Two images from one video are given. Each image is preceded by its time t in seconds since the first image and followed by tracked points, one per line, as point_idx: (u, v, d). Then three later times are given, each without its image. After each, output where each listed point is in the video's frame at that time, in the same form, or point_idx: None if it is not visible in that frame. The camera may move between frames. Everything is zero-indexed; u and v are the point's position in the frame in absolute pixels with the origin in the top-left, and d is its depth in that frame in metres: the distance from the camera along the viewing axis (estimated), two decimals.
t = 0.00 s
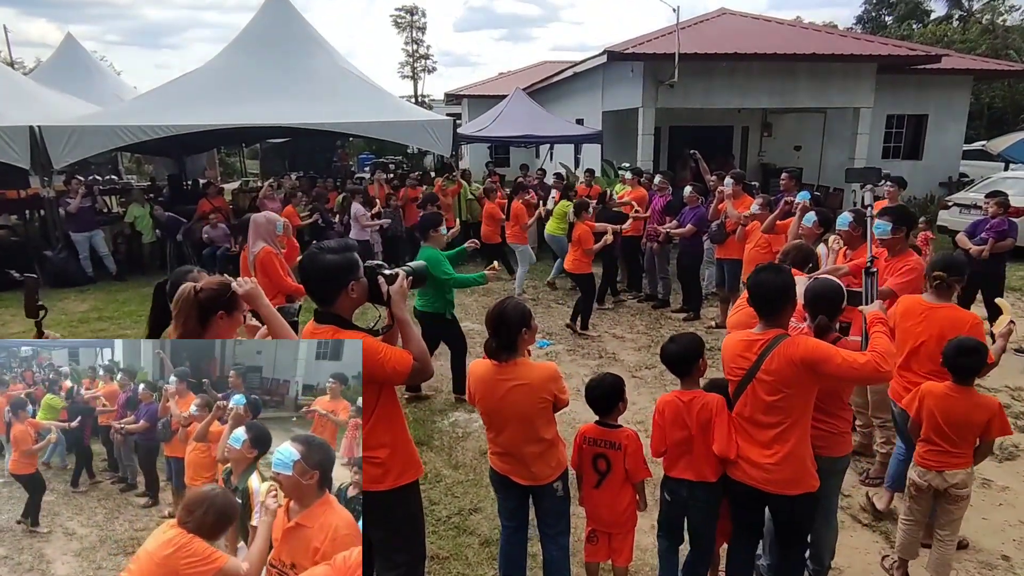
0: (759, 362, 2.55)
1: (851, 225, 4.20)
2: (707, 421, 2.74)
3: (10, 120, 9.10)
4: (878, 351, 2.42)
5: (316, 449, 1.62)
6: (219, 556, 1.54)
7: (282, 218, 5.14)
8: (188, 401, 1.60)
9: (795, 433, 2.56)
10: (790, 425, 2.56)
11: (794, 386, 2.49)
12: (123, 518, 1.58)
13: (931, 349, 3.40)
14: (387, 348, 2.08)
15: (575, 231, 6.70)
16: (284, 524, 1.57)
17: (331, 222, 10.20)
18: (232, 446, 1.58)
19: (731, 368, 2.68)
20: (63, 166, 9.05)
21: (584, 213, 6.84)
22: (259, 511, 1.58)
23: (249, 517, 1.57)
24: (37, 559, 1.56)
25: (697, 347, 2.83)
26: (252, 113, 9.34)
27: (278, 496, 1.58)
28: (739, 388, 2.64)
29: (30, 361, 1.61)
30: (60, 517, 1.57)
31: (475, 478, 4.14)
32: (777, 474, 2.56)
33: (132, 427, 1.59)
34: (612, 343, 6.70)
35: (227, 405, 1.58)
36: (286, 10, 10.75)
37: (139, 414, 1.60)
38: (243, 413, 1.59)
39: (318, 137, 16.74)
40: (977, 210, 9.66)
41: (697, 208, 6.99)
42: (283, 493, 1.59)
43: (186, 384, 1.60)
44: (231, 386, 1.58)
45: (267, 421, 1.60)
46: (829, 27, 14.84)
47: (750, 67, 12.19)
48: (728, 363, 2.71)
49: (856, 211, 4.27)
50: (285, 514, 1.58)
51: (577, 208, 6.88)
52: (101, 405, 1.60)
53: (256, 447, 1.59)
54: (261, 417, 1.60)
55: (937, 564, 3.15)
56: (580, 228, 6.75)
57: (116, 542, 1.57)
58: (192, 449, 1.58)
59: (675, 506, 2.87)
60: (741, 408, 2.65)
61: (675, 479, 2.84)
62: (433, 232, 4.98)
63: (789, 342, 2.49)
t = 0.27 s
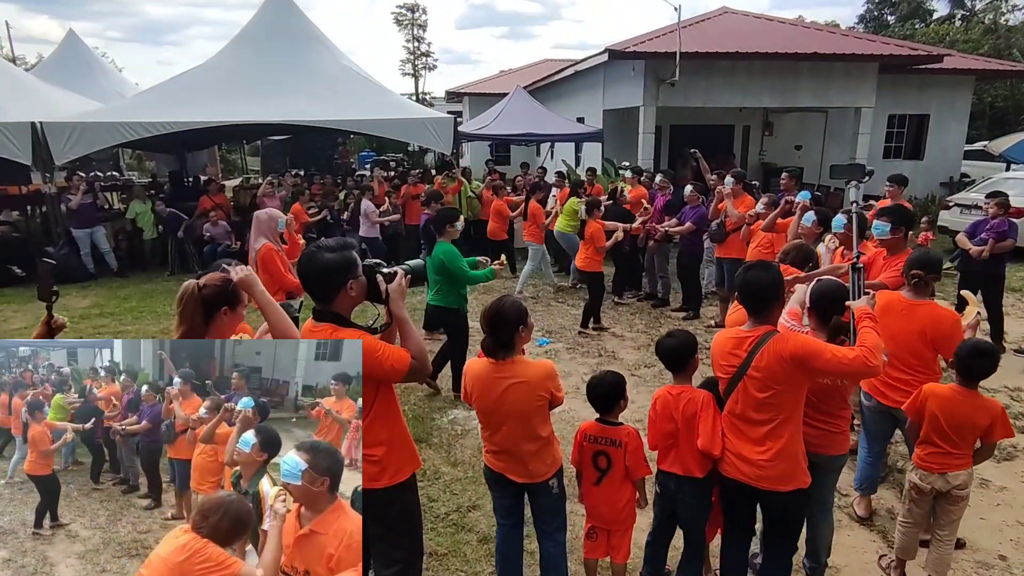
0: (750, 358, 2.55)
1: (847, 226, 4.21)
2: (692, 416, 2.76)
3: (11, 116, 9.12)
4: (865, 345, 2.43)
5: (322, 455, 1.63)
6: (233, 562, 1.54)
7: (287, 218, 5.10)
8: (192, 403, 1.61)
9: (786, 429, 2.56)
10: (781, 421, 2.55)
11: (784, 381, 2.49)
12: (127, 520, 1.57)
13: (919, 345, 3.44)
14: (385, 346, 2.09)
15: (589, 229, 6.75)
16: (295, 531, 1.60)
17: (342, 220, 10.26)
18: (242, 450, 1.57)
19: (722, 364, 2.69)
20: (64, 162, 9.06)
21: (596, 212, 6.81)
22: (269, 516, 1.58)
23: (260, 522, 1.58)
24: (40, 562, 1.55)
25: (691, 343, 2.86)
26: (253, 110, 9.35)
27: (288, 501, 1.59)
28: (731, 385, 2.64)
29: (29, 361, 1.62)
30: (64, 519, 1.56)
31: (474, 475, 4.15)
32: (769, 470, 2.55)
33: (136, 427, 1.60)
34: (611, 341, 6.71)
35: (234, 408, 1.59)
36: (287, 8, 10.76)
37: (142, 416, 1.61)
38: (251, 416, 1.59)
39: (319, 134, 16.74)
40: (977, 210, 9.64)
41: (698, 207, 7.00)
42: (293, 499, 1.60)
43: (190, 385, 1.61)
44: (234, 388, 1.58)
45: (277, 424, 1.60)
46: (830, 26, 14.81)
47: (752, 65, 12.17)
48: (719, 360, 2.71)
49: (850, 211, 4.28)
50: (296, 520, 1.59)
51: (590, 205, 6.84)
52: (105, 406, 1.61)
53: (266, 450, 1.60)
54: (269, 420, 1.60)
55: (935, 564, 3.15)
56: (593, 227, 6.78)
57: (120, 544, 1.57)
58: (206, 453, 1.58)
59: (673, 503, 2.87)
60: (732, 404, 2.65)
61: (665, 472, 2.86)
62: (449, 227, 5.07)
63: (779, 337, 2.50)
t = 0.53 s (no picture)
0: (744, 357, 2.54)
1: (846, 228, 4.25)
2: (681, 409, 2.84)
3: (14, 113, 9.13)
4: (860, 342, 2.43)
5: (327, 458, 1.63)
6: (238, 565, 1.53)
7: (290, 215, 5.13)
8: (193, 403, 1.61)
9: (783, 430, 2.54)
10: (777, 422, 2.54)
11: (779, 381, 2.48)
12: (128, 522, 1.59)
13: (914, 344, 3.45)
14: (384, 345, 2.09)
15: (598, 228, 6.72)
16: (299, 533, 1.60)
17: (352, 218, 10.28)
18: (246, 451, 1.58)
19: (717, 364, 2.67)
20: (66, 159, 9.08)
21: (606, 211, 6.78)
22: (273, 519, 1.58)
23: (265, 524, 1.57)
24: (41, 563, 1.56)
25: (685, 337, 2.91)
26: (254, 109, 9.35)
27: (293, 505, 1.58)
28: (727, 385, 2.63)
29: (29, 362, 1.62)
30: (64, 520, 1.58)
31: (473, 474, 4.15)
32: (766, 471, 2.54)
33: (137, 428, 1.61)
34: (611, 341, 6.71)
35: (241, 408, 1.60)
36: (289, 7, 10.76)
37: (144, 416, 1.62)
38: (255, 417, 1.60)
39: (321, 133, 16.77)
40: (979, 212, 9.62)
41: (699, 207, 7.00)
42: (298, 503, 1.60)
43: (191, 386, 1.61)
44: (236, 390, 1.60)
45: (280, 426, 1.60)
46: (833, 27, 14.79)
47: (754, 66, 12.15)
48: (714, 360, 2.70)
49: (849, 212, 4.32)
50: (300, 523, 1.59)
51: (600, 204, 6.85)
52: (106, 408, 1.62)
53: (270, 451, 1.59)
54: (274, 422, 1.60)
55: (933, 565, 3.16)
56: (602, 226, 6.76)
57: (121, 546, 1.58)
58: (211, 455, 1.59)
59: (673, 504, 2.88)
60: (728, 404, 2.64)
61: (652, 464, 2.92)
62: (459, 224, 5.41)
63: (774, 337, 2.48)
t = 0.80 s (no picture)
0: (739, 359, 2.55)
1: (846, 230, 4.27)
2: (676, 405, 2.85)
3: (16, 112, 9.14)
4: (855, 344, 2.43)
5: (331, 459, 1.63)
6: (244, 565, 1.54)
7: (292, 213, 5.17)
8: (194, 403, 1.61)
9: (778, 431, 2.55)
10: (772, 423, 2.55)
11: (774, 382, 2.48)
12: (130, 522, 1.60)
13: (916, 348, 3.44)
14: (383, 345, 2.09)
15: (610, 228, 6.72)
16: (304, 535, 1.60)
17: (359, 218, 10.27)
18: (249, 452, 1.58)
19: (712, 366, 2.68)
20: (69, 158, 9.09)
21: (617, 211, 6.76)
22: (277, 520, 1.59)
23: (269, 524, 1.58)
24: (43, 563, 1.55)
25: (681, 336, 2.92)
26: (256, 108, 9.36)
27: (298, 507, 1.59)
28: (722, 387, 2.63)
29: (28, 362, 1.62)
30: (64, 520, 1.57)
31: (473, 473, 4.16)
32: (762, 472, 2.54)
33: (139, 428, 1.61)
34: (611, 342, 6.72)
35: (244, 408, 1.61)
36: (291, 6, 10.77)
37: (146, 416, 1.63)
38: (260, 417, 1.60)
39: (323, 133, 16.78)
40: (980, 214, 9.61)
41: (700, 208, 7.01)
42: (302, 504, 1.60)
43: (193, 385, 1.61)
44: (238, 390, 1.59)
45: (282, 426, 1.60)
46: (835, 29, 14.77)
47: (756, 67, 12.14)
48: (709, 361, 2.71)
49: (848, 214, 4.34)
50: (305, 525, 1.59)
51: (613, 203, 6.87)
52: (108, 408, 1.62)
53: (273, 452, 1.59)
54: (278, 422, 1.60)
55: (932, 567, 3.16)
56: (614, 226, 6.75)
57: (123, 546, 1.58)
58: (215, 456, 1.60)
59: (671, 505, 2.89)
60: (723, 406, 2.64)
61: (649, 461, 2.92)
62: (467, 224, 5.56)
63: (768, 337, 2.50)
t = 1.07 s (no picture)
0: (733, 360, 2.56)
1: (846, 232, 4.29)
2: (676, 407, 2.85)
3: (18, 111, 9.16)
4: (847, 348, 2.45)
5: (346, 460, 1.66)
6: (254, 567, 1.53)
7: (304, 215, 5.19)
8: (195, 402, 1.60)
9: (770, 433, 2.55)
10: (765, 424, 2.56)
11: (767, 383, 2.49)
12: (132, 522, 1.59)
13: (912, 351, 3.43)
14: (382, 345, 2.10)
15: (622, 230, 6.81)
16: (316, 537, 1.60)
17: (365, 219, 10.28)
18: (256, 452, 1.58)
19: (707, 367, 2.69)
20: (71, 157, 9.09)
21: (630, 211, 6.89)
22: (286, 520, 1.57)
23: (278, 524, 1.56)
24: (46, 564, 1.56)
25: (679, 336, 2.91)
26: (257, 108, 9.37)
27: (307, 507, 1.59)
28: (717, 388, 2.63)
29: (28, 362, 1.62)
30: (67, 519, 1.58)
31: (472, 474, 4.16)
32: (758, 474, 2.54)
33: (140, 426, 1.60)
34: (611, 342, 6.72)
35: (249, 408, 1.60)
36: (293, 7, 10.79)
37: (147, 415, 1.60)
38: (264, 417, 1.60)
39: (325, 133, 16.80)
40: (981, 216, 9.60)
41: (700, 210, 7.02)
42: (314, 505, 1.61)
43: (195, 385, 1.61)
44: (242, 389, 1.59)
45: (289, 426, 1.61)
46: (837, 30, 14.76)
47: (757, 69, 12.14)
48: (705, 362, 2.72)
49: (848, 216, 4.36)
50: (317, 526, 1.60)
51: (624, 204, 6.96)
52: (109, 407, 1.62)
53: (281, 451, 1.60)
54: (283, 422, 1.61)
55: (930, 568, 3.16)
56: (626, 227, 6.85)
57: (126, 547, 1.58)
58: (220, 454, 1.58)
59: (671, 507, 2.89)
60: (718, 408, 2.64)
61: (649, 462, 2.94)
62: (481, 221, 5.61)
63: (761, 338, 2.51)
